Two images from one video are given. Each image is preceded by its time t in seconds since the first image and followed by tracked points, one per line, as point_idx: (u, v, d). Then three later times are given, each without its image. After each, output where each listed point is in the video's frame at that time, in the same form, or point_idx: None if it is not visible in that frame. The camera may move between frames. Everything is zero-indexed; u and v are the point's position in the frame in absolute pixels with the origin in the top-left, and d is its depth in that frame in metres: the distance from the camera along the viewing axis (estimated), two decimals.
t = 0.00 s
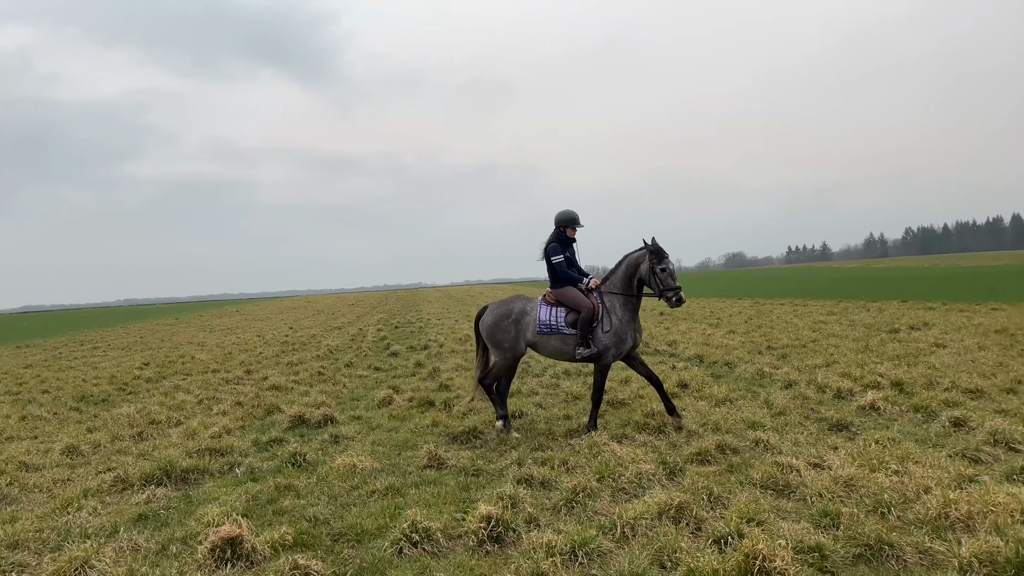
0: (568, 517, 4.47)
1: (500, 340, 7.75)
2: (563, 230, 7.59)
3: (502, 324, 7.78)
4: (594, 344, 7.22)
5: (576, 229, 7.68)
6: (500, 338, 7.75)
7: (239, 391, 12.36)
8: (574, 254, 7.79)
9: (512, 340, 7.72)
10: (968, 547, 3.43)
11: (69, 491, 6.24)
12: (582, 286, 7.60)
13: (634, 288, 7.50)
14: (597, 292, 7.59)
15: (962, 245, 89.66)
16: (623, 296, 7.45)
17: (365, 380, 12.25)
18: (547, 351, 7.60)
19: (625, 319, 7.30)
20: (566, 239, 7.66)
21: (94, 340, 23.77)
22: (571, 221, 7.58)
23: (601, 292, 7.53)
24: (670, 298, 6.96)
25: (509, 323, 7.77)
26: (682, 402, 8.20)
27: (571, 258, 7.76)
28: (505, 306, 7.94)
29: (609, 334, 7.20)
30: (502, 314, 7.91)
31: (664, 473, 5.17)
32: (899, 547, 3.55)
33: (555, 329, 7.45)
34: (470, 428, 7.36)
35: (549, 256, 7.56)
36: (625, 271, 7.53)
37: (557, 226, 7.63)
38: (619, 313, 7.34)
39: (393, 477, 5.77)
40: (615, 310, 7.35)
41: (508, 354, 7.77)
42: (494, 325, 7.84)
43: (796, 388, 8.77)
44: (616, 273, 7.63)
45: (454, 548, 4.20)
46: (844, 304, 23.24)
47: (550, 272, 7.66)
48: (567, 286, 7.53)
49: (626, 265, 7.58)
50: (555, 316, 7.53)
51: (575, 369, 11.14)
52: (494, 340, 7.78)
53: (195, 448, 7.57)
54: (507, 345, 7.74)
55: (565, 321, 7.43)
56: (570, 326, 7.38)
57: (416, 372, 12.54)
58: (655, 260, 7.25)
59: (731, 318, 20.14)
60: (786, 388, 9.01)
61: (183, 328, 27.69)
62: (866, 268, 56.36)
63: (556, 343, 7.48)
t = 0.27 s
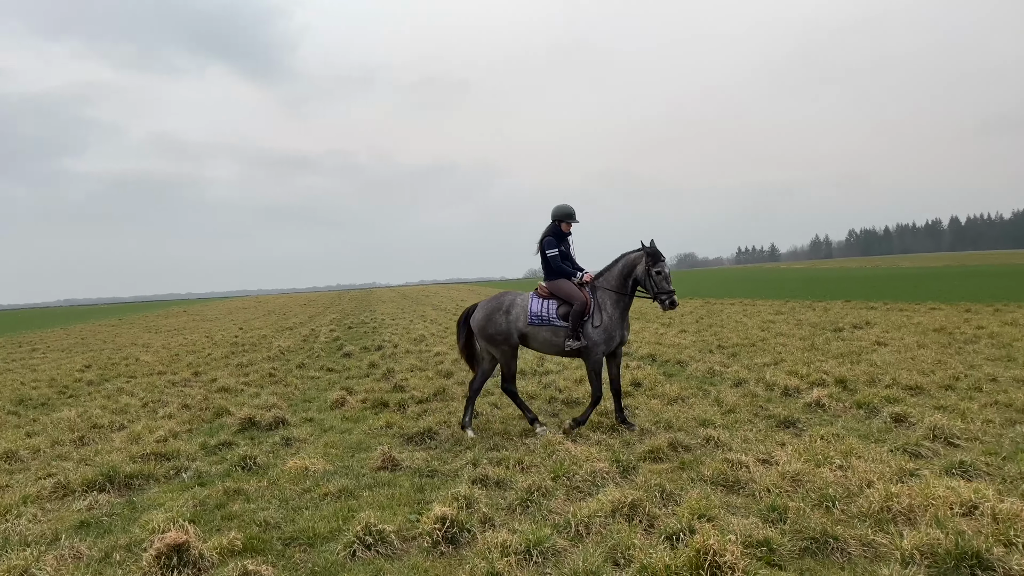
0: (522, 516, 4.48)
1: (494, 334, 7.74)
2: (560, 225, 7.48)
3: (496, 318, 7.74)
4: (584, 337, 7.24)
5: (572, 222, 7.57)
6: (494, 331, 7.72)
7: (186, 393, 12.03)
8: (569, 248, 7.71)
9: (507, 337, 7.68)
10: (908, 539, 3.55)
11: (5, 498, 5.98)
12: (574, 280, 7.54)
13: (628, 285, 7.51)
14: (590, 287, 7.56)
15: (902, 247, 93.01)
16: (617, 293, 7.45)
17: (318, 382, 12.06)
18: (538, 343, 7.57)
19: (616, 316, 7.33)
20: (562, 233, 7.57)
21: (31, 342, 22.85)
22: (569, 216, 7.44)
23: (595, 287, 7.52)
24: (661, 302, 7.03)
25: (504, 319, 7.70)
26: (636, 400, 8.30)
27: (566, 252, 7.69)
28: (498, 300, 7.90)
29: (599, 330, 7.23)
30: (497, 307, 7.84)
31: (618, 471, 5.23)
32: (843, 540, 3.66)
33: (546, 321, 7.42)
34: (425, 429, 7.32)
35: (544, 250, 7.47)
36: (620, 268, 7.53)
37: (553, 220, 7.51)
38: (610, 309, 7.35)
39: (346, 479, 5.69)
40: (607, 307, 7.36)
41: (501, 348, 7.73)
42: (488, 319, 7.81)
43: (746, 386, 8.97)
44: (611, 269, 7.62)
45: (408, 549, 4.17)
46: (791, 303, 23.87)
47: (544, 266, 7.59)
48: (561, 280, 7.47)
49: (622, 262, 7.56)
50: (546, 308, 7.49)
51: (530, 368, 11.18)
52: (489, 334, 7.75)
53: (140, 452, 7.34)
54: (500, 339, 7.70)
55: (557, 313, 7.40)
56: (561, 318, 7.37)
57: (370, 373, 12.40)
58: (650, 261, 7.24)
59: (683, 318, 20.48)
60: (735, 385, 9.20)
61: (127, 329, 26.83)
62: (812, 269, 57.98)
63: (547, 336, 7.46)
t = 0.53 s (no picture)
0: (482, 517, 4.47)
1: (485, 333, 7.60)
2: (558, 230, 7.54)
3: (489, 317, 7.62)
4: (584, 337, 7.35)
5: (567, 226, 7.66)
6: (485, 330, 7.59)
7: (136, 396, 11.70)
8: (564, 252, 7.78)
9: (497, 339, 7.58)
10: (858, 533, 3.65)
11: None
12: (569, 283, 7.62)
13: (624, 290, 7.72)
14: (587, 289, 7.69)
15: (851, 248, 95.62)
16: (613, 297, 7.65)
17: (273, 384, 11.85)
18: (533, 343, 7.54)
19: (614, 318, 7.51)
20: (559, 238, 7.63)
21: None
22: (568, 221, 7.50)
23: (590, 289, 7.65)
24: (658, 312, 7.29)
25: (497, 320, 7.60)
26: (594, 399, 8.36)
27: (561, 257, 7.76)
28: (491, 300, 7.81)
29: (599, 330, 7.39)
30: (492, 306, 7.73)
31: (576, 470, 5.26)
32: (795, 535, 3.75)
33: (543, 321, 7.43)
34: (383, 431, 7.25)
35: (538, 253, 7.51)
36: (617, 273, 7.70)
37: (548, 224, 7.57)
38: (608, 311, 7.55)
39: (302, 482, 5.60)
40: (604, 309, 7.54)
41: (489, 347, 7.60)
42: (480, 317, 7.68)
43: (702, 385, 9.13)
44: (609, 274, 7.78)
45: (366, 552, 4.12)
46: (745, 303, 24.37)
47: (539, 268, 7.63)
48: (553, 281, 7.52)
49: (620, 268, 7.74)
50: (543, 309, 7.50)
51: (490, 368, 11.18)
52: (479, 332, 7.61)
53: (88, 457, 7.11)
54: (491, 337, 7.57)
55: (554, 313, 7.43)
56: (559, 318, 7.41)
57: (327, 374, 12.23)
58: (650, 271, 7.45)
59: (640, 318, 20.71)
60: (692, 384, 9.35)
61: (73, 331, 25.96)
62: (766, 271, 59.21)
63: (543, 335, 7.46)
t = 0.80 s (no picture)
0: (446, 518, 4.46)
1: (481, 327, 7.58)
2: (552, 223, 7.62)
3: (485, 311, 7.60)
4: (583, 330, 7.43)
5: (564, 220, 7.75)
6: (483, 324, 7.56)
7: (90, 399, 11.38)
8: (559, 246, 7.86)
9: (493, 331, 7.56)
10: (815, 528, 3.73)
11: None
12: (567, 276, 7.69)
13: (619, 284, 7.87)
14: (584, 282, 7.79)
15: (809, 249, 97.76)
16: (609, 291, 7.79)
17: (232, 385, 11.64)
18: (531, 337, 7.51)
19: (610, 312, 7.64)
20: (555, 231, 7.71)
21: None
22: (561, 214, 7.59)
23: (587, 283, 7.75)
24: (652, 304, 7.39)
25: (492, 313, 7.58)
26: (558, 399, 8.41)
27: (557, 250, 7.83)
28: (487, 294, 7.74)
29: (597, 324, 7.48)
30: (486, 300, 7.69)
31: (540, 469, 5.28)
32: (754, 531, 3.81)
33: (541, 315, 7.42)
34: (346, 432, 7.18)
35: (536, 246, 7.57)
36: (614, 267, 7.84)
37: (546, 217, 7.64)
38: (604, 305, 7.68)
39: (263, 485, 5.51)
40: (600, 303, 7.67)
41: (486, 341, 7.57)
42: (477, 312, 7.64)
43: (664, 383, 9.25)
44: (605, 268, 7.91)
45: (328, 556, 4.07)
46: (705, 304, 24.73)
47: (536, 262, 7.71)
48: (551, 275, 7.58)
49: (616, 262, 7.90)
50: (541, 302, 7.51)
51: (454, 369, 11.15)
52: (477, 328, 7.56)
53: (39, 462, 6.89)
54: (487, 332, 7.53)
55: (553, 307, 7.44)
56: (558, 312, 7.43)
57: (288, 375, 12.06)
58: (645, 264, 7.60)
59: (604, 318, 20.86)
60: (654, 383, 9.47)
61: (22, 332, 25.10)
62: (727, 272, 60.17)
63: (541, 329, 7.44)
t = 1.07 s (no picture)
0: (421, 518, 4.44)
1: (490, 329, 7.65)
2: (559, 223, 7.58)
3: (494, 312, 7.67)
4: (590, 332, 7.46)
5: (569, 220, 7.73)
6: (491, 327, 7.62)
7: (58, 400, 11.15)
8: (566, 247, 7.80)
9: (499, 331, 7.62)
10: (787, 525, 3.78)
11: None
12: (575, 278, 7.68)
13: (629, 288, 7.92)
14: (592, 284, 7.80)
15: (782, 249, 99.00)
16: (619, 294, 7.82)
17: (204, 387, 11.48)
18: (537, 340, 7.56)
19: (618, 315, 7.67)
20: (561, 231, 7.66)
21: None
22: (568, 214, 7.55)
23: (598, 285, 7.78)
24: (663, 312, 7.51)
25: (500, 313, 7.65)
26: (535, 399, 8.42)
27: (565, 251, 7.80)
28: (497, 295, 7.81)
29: (604, 325, 7.51)
30: (495, 302, 7.76)
31: (516, 469, 5.28)
32: (728, 528, 3.85)
33: (550, 317, 7.45)
34: (320, 433, 7.12)
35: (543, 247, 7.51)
36: (627, 270, 7.89)
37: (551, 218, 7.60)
38: (612, 307, 7.70)
39: (235, 487, 5.45)
40: (609, 305, 7.69)
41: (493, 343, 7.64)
42: (484, 313, 7.70)
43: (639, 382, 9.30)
44: (616, 270, 7.93)
45: (302, 558, 4.03)
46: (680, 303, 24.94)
47: (543, 263, 7.66)
48: (559, 277, 7.57)
49: (628, 266, 7.94)
50: (549, 304, 7.54)
51: (429, 369, 11.12)
52: (484, 329, 7.64)
53: (4, 465, 6.73)
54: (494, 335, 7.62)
55: (562, 309, 7.47)
56: (566, 314, 7.47)
57: (262, 376, 11.93)
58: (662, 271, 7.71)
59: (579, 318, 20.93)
60: (629, 382, 9.52)
61: None
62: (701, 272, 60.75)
63: (549, 331, 7.50)
